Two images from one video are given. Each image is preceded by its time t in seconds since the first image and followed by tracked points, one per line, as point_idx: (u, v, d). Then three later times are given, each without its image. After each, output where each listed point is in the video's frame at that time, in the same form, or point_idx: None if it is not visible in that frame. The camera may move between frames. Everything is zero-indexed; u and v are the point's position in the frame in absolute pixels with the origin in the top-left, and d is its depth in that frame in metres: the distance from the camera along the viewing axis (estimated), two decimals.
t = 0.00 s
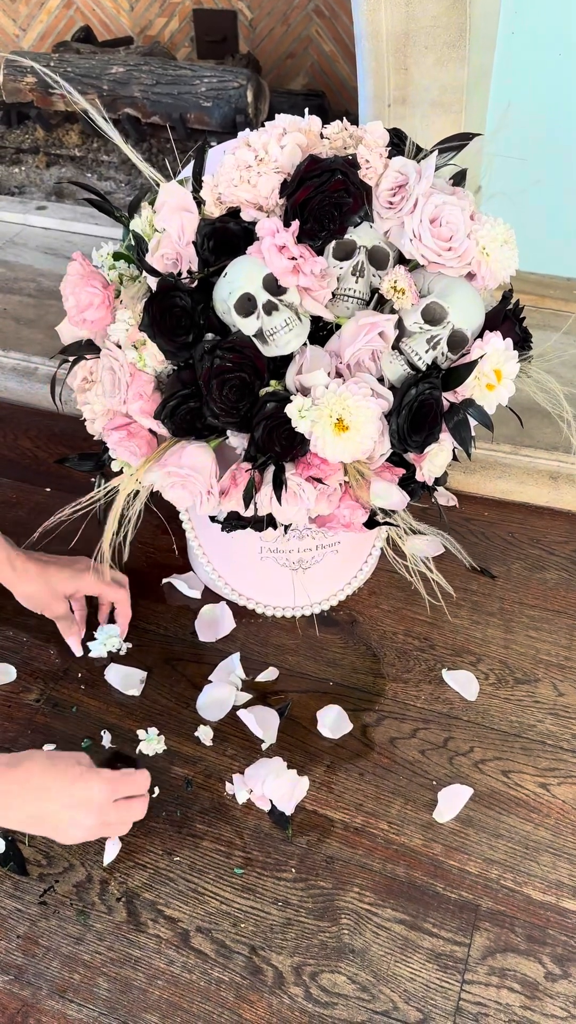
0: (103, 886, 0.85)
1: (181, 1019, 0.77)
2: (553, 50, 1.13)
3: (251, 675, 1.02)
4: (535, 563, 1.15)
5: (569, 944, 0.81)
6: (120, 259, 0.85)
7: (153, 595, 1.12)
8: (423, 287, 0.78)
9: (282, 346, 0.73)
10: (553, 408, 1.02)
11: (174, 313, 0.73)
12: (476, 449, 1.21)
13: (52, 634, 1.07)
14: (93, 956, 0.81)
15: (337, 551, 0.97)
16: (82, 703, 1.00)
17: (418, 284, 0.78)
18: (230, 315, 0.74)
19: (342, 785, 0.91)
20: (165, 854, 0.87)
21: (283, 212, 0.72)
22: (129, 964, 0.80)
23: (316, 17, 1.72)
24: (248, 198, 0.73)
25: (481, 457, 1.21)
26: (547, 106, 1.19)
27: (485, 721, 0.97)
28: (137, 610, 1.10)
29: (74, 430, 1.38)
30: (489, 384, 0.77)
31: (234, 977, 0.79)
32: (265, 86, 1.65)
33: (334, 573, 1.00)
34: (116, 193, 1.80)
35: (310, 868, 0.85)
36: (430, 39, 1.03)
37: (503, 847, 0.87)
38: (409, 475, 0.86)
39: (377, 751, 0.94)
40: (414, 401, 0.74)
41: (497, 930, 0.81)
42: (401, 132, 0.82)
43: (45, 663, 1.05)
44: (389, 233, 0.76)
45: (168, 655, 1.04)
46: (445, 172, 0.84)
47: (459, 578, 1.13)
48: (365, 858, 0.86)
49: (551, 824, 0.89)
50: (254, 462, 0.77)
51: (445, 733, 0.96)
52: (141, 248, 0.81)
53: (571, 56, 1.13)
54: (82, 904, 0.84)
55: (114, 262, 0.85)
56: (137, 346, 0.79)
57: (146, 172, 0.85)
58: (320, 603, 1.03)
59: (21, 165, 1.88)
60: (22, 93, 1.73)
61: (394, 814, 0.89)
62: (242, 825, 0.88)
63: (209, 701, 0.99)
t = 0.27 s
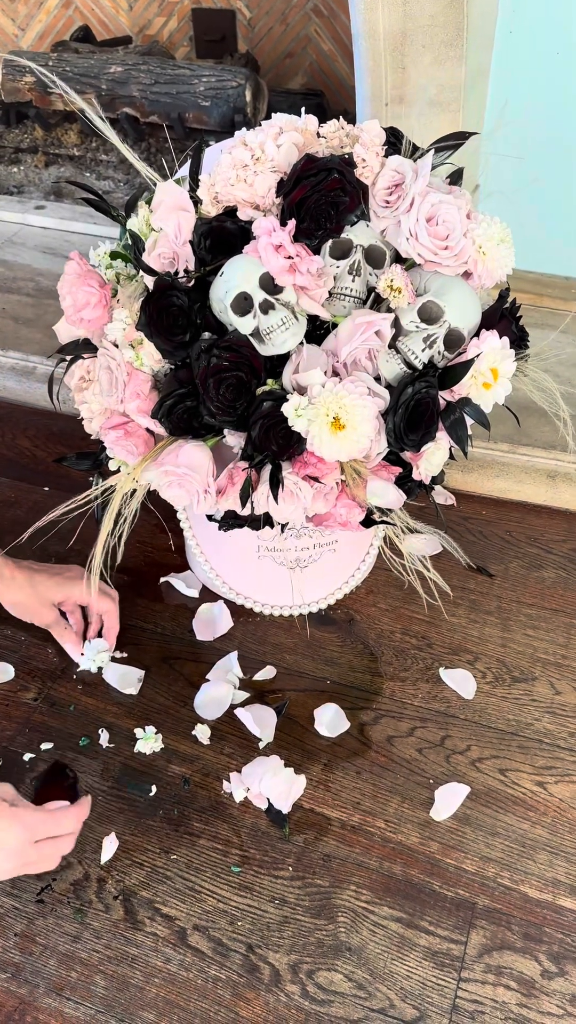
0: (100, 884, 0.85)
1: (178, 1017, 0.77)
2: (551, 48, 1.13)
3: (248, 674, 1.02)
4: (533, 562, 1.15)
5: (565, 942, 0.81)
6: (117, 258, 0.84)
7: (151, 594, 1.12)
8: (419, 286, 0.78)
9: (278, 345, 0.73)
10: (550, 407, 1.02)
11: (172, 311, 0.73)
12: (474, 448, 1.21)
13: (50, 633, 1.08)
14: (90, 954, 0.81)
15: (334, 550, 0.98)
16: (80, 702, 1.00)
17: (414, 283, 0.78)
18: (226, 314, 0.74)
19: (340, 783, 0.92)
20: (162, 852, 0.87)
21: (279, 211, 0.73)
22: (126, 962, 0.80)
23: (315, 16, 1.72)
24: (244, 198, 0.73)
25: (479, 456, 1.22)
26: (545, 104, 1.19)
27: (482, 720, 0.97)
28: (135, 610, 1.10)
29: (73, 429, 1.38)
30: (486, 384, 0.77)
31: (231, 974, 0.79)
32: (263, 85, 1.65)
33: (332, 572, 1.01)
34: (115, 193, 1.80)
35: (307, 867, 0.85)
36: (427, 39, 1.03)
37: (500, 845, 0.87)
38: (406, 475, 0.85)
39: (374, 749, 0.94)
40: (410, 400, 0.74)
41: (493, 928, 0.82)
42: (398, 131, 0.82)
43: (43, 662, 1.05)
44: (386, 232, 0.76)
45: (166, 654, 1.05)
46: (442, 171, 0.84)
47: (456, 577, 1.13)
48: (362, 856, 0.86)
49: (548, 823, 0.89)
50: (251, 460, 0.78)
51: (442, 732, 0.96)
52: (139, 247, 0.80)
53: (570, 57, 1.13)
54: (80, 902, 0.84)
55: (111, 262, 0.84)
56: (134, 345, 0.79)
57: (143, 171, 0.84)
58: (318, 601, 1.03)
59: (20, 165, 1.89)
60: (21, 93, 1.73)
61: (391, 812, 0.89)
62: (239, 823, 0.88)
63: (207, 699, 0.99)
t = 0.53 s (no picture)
0: (98, 883, 0.85)
1: (175, 1015, 0.77)
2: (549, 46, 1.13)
3: (246, 673, 1.02)
4: (531, 560, 1.15)
5: (562, 940, 0.81)
6: (114, 258, 0.84)
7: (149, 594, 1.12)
8: (416, 285, 0.78)
9: (275, 344, 0.74)
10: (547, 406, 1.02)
11: (169, 311, 0.73)
12: (472, 447, 1.21)
13: (48, 632, 1.08)
14: (88, 952, 0.81)
15: (332, 549, 0.98)
16: (78, 701, 1.00)
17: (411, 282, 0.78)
18: (224, 313, 0.74)
19: (337, 782, 0.92)
20: (160, 851, 0.87)
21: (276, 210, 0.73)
22: (123, 960, 0.80)
23: (314, 14, 1.76)
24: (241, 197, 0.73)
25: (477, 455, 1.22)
26: (543, 103, 1.19)
27: (480, 718, 0.97)
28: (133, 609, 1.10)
29: (71, 429, 1.38)
30: (483, 383, 0.77)
31: (228, 973, 0.79)
32: (262, 84, 1.65)
33: (330, 571, 1.01)
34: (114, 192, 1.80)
35: (305, 865, 0.85)
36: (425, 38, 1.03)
37: (497, 843, 0.87)
38: (403, 474, 0.86)
39: (372, 748, 0.95)
40: (407, 399, 0.74)
41: (490, 926, 0.82)
42: (394, 130, 0.82)
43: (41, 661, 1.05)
44: (383, 231, 0.76)
45: (164, 653, 1.05)
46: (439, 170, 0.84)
47: (454, 576, 1.13)
48: (359, 855, 0.86)
49: (545, 821, 0.89)
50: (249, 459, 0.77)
51: (440, 730, 0.96)
52: (136, 246, 0.80)
53: (567, 55, 1.13)
54: (77, 900, 0.84)
55: (109, 261, 0.84)
56: (132, 345, 0.79)
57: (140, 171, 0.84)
58: (316, 600, 1.03)
59: (19, 164, 1.89)
60: (20, 93, 1.73)
61: (389, 810, 0.89)
62: (236, 822, 0.89)
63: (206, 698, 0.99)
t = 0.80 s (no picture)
0: (95, 885, 0.85)
1: (172, 1018, 0.77)
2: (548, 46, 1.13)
3: (244, 674, 1.02)
4: (530, 562, 1.15)
5: (560, 943, 0.81)
6: (112, 259, 0.84)
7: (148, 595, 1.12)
8: (414, 286, 0.78)
9: (273, 345, 0.74)
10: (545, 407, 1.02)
11: (166, 313, 0.73)
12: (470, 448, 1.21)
13: (46, 633, 1.08)
14: (85, 954, 0.81)
15: (331, 550, 0.98)
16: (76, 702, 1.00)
17: (409, 284, 0.78)
18: (221, 314, 0.74)
19: (335, 784, 0.92)
20: (157, 853, 0.87)
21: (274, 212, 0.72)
22: (121, 963, 0.80)
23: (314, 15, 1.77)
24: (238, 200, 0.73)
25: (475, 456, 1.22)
26: (541, 103, 1.18)
27: (478, 720, 0.97)
28: (132, 610, 1.10)
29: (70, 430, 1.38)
30: (480, 384, 0.77)
31: (225, 976, 0.79)
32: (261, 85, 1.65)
33: (328, 572, 1.01)
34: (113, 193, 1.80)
35: (302, 868, 0.85)
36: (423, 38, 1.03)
37: (495, 846, 0.87)
38: (401, 475, 0.86)
39: (370, 750, 0.95)
40: (405, 401, 0.74)
41: (488, 929, 0.82)
42: (392, 131, 0.82)
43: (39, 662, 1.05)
44: (381, 233, 0.76)
45: (162, 655, 1.05)
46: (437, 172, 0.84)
47: (452, 577, 1.13)
48: (357, 857, 0.86)
49: (543, 823, 0.89)
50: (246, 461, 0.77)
51: (438, 733, 0.96)
52: (133, 247, 0.80)
53: (566, 57, 1.13)
54: (75, 903, 0.84)
55: (106, 262, 0.84)
56: (129, 347, 0.79)
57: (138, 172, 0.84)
58: (314, 602, 1.03)
59: (18, 165, 1.89)
60: (19, 93, 1.73)
61: (386, 813, 0.89)
62: (234, 824, 0.89)
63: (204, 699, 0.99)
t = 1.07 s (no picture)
0: (95, 886, 0.85)
1: (171, 1019, 0.77)
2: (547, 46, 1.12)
3: (244, 676, 1.02)
4: (529, 562, 1.15)
5: (559, 944, 0.81)
6: (112, 259, 0.84)
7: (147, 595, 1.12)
8: (414, 286, 0.77)
9: (272, 346, 0.74)
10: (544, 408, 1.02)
11: (166, 313, 0.73)
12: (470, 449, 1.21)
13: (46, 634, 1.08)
14: (85, 955, 0.81)
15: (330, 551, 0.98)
16: (76, 703, 1.00)
17: (408, 285, 0.78)
18: (221, 315, 0.74)
19: (335, 784, 0.92)
20: (157, 854, 0.87)
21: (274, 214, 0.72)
22: (120, 964, 0.80)
23: (314, 15, 1.76)
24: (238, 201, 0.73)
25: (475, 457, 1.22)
26: (541, 103, 1.18)
27: (477, 721, 0.97)
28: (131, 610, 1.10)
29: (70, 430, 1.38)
30: (480, 384, 0.77)
31: (224, 977, 0.79)
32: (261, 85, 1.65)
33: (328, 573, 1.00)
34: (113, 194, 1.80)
35: (301, 869, 0.85)
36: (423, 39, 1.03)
37: (494, 847, 0.87)
38: (400, 475, 0.85)
39: (369, 750, 0.95)
40: (404, 402, 0.73)
41: (487, 930, 0.82)
42: (392, 133, 0.82)
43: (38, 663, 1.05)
44: (380, 234, 0.76)
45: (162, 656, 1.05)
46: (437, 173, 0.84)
47: (452, 578, 1.13)
48: (356, 858, 0.86)
49: (542, 824, 0.89)
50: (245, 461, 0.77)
51: (437, 734, 0.96)
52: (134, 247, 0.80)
53: (566, 56, 1.12)
54: (74, 904, 0.84)
55: (107, 263, 0.84)
56: (129, 348, 0.79)
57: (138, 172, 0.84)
58: (313, 602, 1.03)
59: (18, 166, 1.89)
60: (19, 94, 1.73)
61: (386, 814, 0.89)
62: (233, 825, 0.89)
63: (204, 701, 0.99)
